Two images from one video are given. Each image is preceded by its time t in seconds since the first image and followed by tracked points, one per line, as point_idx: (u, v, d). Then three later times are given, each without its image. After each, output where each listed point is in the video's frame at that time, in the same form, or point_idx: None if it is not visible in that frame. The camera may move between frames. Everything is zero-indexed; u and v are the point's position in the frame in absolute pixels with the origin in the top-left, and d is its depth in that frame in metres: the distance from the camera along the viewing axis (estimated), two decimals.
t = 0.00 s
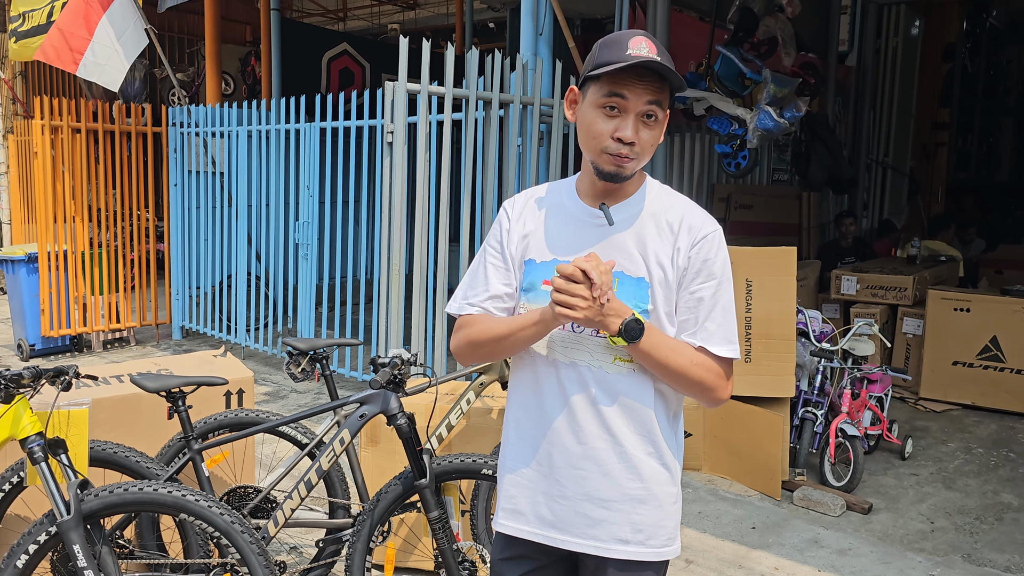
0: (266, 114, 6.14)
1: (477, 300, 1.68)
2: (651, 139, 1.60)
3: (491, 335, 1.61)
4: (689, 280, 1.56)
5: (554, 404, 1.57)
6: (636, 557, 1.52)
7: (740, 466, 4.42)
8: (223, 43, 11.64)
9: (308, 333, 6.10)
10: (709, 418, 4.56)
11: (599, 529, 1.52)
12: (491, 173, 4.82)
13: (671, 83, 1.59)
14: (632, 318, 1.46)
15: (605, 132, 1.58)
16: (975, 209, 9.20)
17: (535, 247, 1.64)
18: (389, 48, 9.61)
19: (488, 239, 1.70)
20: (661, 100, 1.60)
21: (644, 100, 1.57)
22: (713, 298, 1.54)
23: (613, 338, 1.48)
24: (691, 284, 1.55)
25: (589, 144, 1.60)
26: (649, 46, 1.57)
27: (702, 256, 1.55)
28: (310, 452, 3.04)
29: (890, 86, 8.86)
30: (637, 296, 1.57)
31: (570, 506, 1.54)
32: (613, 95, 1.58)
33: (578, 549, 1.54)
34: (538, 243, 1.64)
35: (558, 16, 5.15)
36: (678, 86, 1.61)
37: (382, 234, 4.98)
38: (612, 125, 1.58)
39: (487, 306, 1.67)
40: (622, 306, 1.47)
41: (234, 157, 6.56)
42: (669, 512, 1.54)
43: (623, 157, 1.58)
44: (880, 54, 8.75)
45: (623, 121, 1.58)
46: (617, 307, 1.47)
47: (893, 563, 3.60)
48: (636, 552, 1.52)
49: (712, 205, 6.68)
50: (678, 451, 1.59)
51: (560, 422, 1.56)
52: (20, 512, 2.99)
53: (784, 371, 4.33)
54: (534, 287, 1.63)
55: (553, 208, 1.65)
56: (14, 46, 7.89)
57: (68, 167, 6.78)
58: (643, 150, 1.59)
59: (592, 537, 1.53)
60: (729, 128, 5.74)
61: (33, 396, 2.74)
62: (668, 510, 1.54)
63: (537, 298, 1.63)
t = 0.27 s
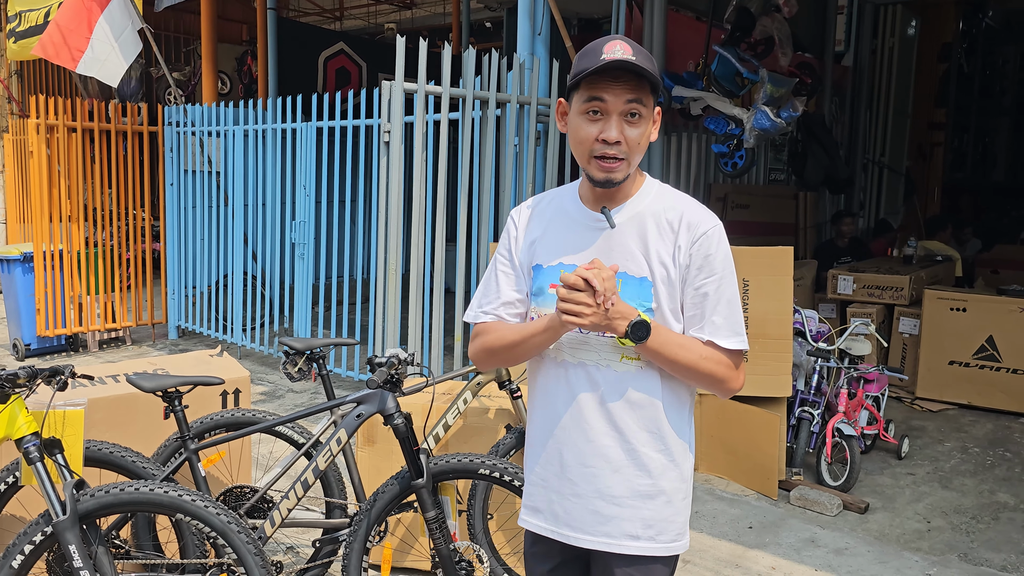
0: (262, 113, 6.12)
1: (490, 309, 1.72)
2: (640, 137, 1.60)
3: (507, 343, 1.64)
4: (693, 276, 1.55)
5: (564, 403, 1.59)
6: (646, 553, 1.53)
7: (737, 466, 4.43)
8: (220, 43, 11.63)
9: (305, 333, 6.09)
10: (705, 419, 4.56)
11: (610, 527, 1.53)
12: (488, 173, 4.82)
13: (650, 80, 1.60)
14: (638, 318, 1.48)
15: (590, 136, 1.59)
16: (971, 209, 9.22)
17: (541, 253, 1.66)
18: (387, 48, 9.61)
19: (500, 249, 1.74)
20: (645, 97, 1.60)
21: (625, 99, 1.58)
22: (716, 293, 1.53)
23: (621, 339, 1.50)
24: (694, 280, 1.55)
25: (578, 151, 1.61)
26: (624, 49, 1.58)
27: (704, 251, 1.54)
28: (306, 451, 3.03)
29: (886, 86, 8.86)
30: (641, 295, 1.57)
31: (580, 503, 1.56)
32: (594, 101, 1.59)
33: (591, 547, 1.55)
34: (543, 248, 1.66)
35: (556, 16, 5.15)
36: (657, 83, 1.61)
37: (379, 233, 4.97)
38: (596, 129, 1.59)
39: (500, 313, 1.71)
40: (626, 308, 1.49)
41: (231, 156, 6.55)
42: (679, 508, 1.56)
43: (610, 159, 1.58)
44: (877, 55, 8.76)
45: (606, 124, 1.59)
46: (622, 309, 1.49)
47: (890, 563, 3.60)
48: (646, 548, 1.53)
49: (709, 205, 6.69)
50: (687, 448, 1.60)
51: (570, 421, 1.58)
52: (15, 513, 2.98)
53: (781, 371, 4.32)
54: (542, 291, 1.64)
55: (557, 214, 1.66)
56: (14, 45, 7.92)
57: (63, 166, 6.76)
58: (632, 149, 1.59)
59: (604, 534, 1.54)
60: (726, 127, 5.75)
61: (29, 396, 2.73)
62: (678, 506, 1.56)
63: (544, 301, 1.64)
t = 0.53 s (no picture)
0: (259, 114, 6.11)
1: (519, 306, 1.88)
2: (638, 148, 1.65)
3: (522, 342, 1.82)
4: (702, 276, 1.62)
5: (582, 395, 1.72)
6: (650, 539, 1.64)
7: (735, 467, 4.43)
8: (217, 42, 11.62)
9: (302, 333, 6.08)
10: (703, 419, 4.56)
11: (617, 513, 1.65)
12: (486, 174, 4.82)
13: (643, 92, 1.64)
14: (637, 328, 1.57)
15: (590, 150, 1.68)
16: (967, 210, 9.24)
17: (565, 252, 1.78)
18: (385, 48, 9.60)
19: (532, 250, 1.90)
20: (640, 110, 1.65)
21: (618, 113, 1.64)
22: (724, 294, 1.59)
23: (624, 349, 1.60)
24: (703, 280, 1.62)
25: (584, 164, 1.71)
26: (616, 65, 1.64)
27: (714, 253, 1.60)
28: (305, 452, 3.02)
29: (883, 87, 8.87)
30: (651, 293, 1.66)
31: (592, 489, 1.69)
32: (592, 115, 1.67)
33: (599, 530, 1.67)
34: (566, 248, 1.78)
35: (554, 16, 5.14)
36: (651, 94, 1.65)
37: (378, 234, 4.97)
38: (595, 143, 1.67)
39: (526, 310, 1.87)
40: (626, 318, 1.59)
41: (228, 157, 6.54)
42: (685, 500, 1.65)
43: (609, 169, 1.65)
44: (874, 56, 8.76)
45: (603, 137, 1.66)
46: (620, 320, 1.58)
47: (887, 564, 3.61)
48: (650, 535, 1.64)
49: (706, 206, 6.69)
50: (698, 445, 1.68)
51: (586, 412, 1.71)
52: (13, 514, 2.97)
53: (779, 371, 4.32)
54: (563, 287, 1.77)
55: (581, 216, 1.78)
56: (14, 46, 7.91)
57: (60, 166, 6.76)
58: (629, 160, 1.65)
59: (611, 520, 1.66)
60: (723, 129, 5.76)
61: (27, 396, 2.72)
62: (683, 498, 1.65)
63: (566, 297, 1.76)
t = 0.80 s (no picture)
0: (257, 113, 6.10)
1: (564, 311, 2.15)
2: (612, 169, 1.81)
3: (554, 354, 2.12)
4: (704, 279, 1.71)
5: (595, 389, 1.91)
6: (646, 527, 1.80)
7: (732, 467, 4.44)
8: (215, 42, 11.61)
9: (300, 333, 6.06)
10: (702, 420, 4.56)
11: (618, 499, 1.83)
12: (485, 174, 4.81)
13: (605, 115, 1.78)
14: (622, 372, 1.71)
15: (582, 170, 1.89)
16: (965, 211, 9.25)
17: (593, 253, 1.97)
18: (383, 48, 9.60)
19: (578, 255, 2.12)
20: (603, 133, 1.78)
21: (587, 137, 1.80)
22: (724, 297, 1.67)
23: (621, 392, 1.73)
24: (706, 283, 1.70)
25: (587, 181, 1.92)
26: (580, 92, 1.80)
27: (716, 257, 1.68)
28: (303, 452, 3.02)
29: (881, 88, 8.88)
30: (657, 293, 1.78)
31: (599, 476, 1.88)
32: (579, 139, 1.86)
33: (603, 514, 1.86)
34: (595, 250, 1.97)
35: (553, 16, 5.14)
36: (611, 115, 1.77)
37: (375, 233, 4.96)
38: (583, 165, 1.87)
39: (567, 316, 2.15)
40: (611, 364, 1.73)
41: (226, 156, 6.53)
42: (682, 494, 1.79)
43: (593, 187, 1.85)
44: (872, 57, 8.77)
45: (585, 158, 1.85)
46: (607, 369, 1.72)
47: (885, 564, 3.62)
48: (646, 523, 1.79)
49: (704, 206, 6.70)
50: (700, 444, 1.81)
51: (597, 409, 1.89)
52: (10, 514, 2.96)
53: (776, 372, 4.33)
54: (590, 284, 1.95)
55: (611, 220, 1.95)
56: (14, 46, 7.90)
57: (58, 165, 6.75)
58: (603, 177, 1.82)
59: (613, 505, 1.84)
60: (722, 129, 5.76)
61: (24, 396, 2.71)
62: (681, 492, 1.79)
63: (591, 293, 1.94)
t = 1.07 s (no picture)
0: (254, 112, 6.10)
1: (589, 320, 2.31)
2: (612, 166, 1.82)
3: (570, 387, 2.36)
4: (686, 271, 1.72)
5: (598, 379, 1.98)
6: (636, 514, 1.84)
7: (730, 466, 4.45)
8: (213, 41, 11.61)
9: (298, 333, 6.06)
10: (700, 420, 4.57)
11: (614, 486, 1.89)
12: (483, 174, 4.81)
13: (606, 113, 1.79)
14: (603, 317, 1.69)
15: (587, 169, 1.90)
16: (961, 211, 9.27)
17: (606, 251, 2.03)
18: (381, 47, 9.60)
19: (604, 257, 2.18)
20: (602, 132, 1.80)
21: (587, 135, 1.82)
22: (700, 287, 1.68)
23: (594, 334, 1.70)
24: (687, 274, 1.72)
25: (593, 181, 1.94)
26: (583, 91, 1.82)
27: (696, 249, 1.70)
28: (301, 451, 3.02)
29: (878, 88, 8.89)
30: (647, 285, 1.82)
31: (600, 463, 1.95)
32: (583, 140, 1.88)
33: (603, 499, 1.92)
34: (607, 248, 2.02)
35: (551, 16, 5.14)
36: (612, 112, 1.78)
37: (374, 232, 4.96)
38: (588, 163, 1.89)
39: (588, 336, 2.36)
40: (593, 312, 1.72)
41: (223, 155, 6.52)
42: (672, 484, 1.81)
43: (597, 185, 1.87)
44: (869, 57, 8.78)
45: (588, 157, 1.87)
46: (586, 312, 1.71)
47: (882, 563, 3.62)
48: (637, 511, 1.84)
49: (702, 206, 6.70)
50: (693, 435, 1.81)
51: (599, 398, 1.96)
52: (7, 513, 2.96)
53: (774, 371, 4.33)
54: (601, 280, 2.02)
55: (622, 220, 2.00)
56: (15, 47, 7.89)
57: (56, 164, 6.74)
58: (606, 174, 1.83)
59: (609, 491, 1.90)
60: (720, 129, 5.75)
61: (22, 395, 2.70)
62: (670, 482, 1.81)
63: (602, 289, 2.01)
